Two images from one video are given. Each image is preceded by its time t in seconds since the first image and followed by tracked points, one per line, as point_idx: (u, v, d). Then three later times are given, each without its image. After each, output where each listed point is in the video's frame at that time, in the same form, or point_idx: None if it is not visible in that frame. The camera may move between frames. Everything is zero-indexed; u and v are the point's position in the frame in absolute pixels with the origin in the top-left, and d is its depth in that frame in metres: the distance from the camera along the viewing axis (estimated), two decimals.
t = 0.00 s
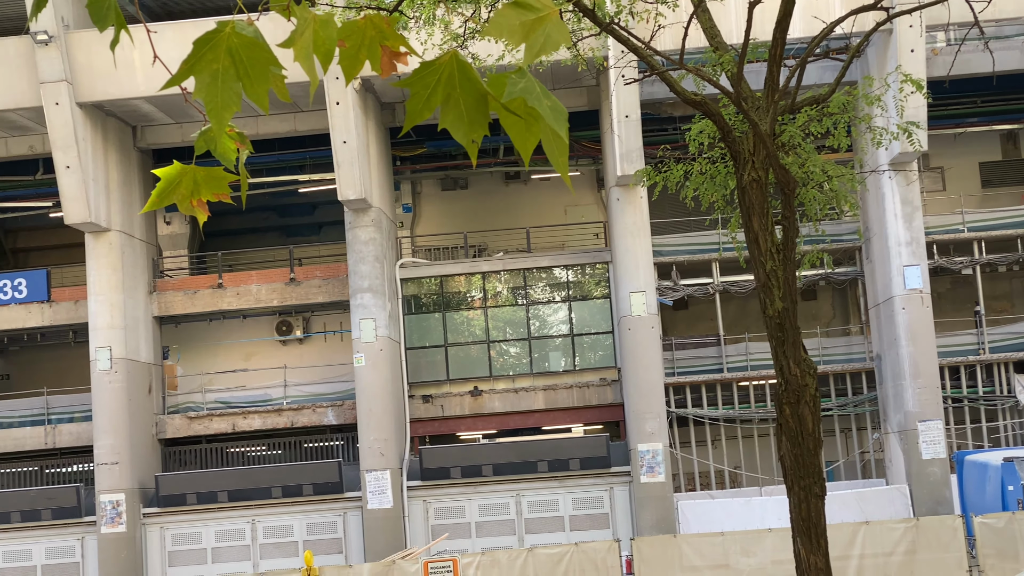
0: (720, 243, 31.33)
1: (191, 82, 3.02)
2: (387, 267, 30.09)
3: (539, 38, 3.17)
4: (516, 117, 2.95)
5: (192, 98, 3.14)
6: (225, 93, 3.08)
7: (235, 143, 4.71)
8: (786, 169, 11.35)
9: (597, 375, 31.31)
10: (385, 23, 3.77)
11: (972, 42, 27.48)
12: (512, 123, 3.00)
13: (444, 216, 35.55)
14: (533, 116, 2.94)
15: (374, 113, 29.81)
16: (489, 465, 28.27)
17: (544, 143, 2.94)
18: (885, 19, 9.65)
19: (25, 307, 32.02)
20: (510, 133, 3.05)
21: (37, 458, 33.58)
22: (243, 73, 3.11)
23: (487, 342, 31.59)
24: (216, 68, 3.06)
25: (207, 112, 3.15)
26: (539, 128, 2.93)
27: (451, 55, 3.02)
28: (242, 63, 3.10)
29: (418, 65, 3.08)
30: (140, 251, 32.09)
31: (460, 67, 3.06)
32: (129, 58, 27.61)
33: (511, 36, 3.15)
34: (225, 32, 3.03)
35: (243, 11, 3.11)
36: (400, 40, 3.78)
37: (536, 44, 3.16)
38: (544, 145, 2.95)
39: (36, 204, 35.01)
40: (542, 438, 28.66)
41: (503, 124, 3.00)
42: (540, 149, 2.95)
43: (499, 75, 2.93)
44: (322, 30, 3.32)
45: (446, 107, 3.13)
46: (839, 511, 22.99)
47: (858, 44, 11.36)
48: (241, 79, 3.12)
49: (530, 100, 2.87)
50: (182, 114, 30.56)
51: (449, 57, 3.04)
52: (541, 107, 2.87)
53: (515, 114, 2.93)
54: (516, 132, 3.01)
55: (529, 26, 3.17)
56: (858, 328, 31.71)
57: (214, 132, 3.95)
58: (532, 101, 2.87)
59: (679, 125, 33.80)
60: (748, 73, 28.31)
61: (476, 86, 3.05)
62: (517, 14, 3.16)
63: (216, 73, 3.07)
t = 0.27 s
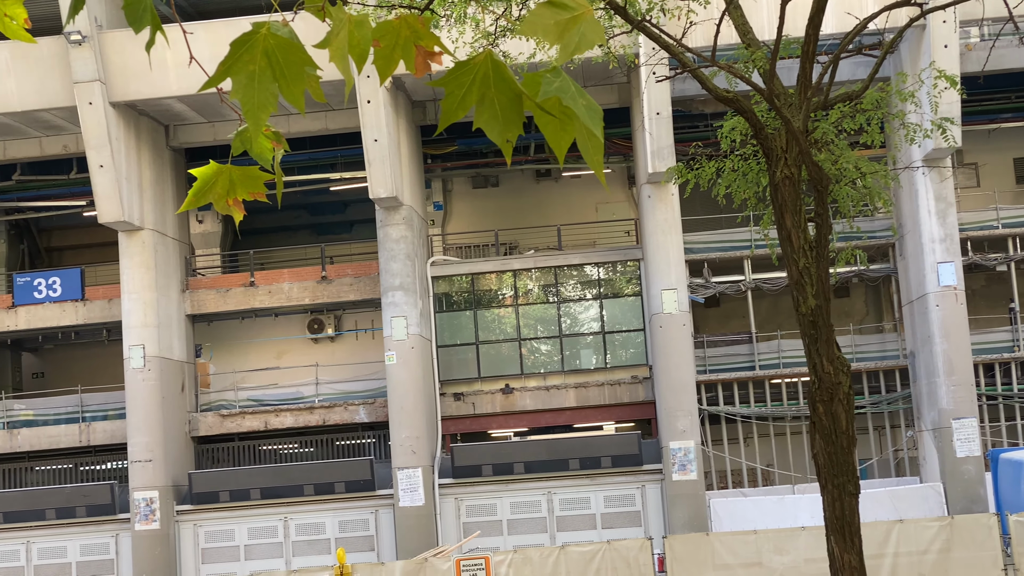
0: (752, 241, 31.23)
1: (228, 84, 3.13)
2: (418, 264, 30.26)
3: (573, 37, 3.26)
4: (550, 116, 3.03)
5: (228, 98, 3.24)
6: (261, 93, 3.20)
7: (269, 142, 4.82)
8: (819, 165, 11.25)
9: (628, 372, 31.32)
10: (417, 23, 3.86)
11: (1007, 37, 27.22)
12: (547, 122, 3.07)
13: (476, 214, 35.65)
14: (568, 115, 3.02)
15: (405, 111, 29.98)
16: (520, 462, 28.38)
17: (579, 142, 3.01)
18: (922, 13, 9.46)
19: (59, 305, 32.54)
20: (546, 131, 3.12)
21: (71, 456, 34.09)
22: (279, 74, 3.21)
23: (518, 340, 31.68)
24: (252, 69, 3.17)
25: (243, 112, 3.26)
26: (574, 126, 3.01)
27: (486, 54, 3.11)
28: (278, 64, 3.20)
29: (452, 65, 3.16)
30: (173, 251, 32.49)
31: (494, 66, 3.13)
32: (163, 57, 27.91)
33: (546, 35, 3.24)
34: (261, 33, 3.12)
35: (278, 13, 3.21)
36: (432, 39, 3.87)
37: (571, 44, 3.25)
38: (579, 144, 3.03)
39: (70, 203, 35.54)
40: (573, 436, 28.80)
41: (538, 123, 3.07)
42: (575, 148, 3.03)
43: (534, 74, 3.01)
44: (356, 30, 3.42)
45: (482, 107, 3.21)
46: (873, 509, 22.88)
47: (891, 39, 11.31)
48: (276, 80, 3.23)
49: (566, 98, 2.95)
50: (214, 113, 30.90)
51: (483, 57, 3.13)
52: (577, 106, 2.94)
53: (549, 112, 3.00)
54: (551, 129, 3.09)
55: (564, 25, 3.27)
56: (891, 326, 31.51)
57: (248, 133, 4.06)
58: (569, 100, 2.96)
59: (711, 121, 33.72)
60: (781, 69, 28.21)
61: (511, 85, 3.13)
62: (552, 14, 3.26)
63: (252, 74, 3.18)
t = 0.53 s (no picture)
0: (780, 238, 31.14)
1: (259, 85, 3.25)
2: (445, 263, 30.41)
3: (603, 38, 3.35)
4: (581, 115, 3.10)
5: (261, 100, 3.37)
6: (292, 95, 3.34)
7: (298, 144, 4.95)
8: (847, 163, 11.23)
9: (656, 370, 31.31)
10: (446, 24, 3.94)
11: None
12: (578, 122, 3.15)
13: (504, 212, 35.76)
14: (598, 114, 3.10)
15: (433, 109, 30.12)
16: (548, 460, 28.52)
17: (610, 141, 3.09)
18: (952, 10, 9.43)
19: (90, 304, 32.97)
20: (576, 131, 3.20)
21: (102, 453, 34.53)
22: (309, 74, 3.35)
23: (546, 338, 31.81)
24: (283, 71, 3.29)
25: (275, 113, 3.39)
26: (604, 125, 3.09)
27: (516, 55, 3.19)
28: (309, 65, 3.32)
29: (484, 64, 3.26)
30: (202, 250, 32.83)
31: (524, 65, 3.21)
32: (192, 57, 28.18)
33: (575, 34, 3.34)
34: (291, 35, 3.24)
35: (307, 15, 3.33)
36: (459, 39, 3.95)
37: (600, 44, 3.34)
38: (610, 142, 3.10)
39: (100, 202, 35.97)
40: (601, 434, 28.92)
41: (568, 122, 3.15)
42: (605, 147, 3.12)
43: (565, 75, 3.09)
44: (386, 31, 3.53)
45: (512, 109, 3.30)
46: (903, 508, 22.78)
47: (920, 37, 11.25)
48: (306, 81, 3.36)
49: (595, 98, 3.02)
50: (243, 112, 31.13)
51: (513, 57, 3.20)
52: (605, 104, 3.02)
53: (581, 109, 3.08)
54: (584, 129, 3.17)
55: (594, 25, 3.36)
56: (921, 323, 31.34)
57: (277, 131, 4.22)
58: (599, 99, 3.02)
59: (739, 118, 33.65)
60: (810, 66, 28.12)
61: (541, 85, 3.21)
62: (581, 13, 3.35)
63: (283, 75, 3.30)
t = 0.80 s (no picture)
0: (807, 234, 31.02)
1: (289, 80, 3.43)
2: (471, 260, 30.53)
3: (630, 31, 3.51)
4: (612, 110, 3.20)
5: (291, 97, 3.56)
6: (321, 91, 3.52)
7: (326, 141, 5.08)
8: (875, 158, 11.17)
9: (682, 368, 31.31)
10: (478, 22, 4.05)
11: None
12: (608, 117, 3.25)
13: (529, 209, 35.85)
14: (628, 109, 3.20)
15: (458, 107, 30.24)
16: (575, 458, 28.61)
17: (641, 137, 3.17)
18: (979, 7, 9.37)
19: (117, 302, 33.38)
20: (607, 126, 3.31)
21: (130, 451, 34.92)
22: (338, 71, 3.53)
23: (572, 336, 31.89)
24: (311, 67, 3.46)
25: (304, 109, 3.57)
26: (636, 120, 3.18)
27: (546, 50, 3.27)
28: (338, 61, 3.50)
29: (512, 59, 3.34)
30: (229, 248, 33.14)
31: (554, 60, 3.28)
32: (219, 55, 28.46)
33: (605, 28, 3.53)
34: (321, 31, 3.43)
35: (337, 12, 3.51)
36: (489, 35, 4.06)
37: (629, 37, 3.50)
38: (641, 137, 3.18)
39: (127, 201, 36.38)
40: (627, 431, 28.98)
41: (598, 118, 3.26)
42: (637, 142, 3.19)
43: (595, 70, 3.15)
44: (415, 26, 3.63)
45: (542, 103, 3.40)
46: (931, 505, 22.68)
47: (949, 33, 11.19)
48: (335, 77, 3.54)
49: (626, 92, 3.09)
50: (268, 111, 31.34)
51: (544, 52, 3.28)
52: (637, 99, 3.09)
53: (610, 104, 3.17)
54: (614, 124, 3.27)
55: (624, 19, 3.52)
56: (949, 320, 31.15)
57: (306, 128, 4.44)
58: (629, 94, 3.09)
59: (765, 115, 33.57)
60: (837, 62, 28.03)
61: (571, 80, 3.28)
62: (611, 8, 3.52)
63: (311, 72, 3.48)
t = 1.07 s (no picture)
0: (830, 232, 30.92)
1: (311, 80, 3.42)
2: (493, 258, 30.60)
3: (655, 32, 3.50)
4: (633, 109, 3.28)
5: (313, 96, 3.54)
6: (343, 90, 3.49)
7: (348, 140, 5.16)
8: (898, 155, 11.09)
9: (705, 366, 31.29)
10: (500, 21, 4.12)
11: None
12: (629, 115, 3.33)
13: (551, 207, 35.91)
14: (649, 108, 3.28)
15: (480, 105, 30.33)
16: (597, 456, 28.77)
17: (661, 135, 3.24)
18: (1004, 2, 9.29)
19: (140, 301, 33.70)
20: (628, 125, 3.37)
21: (153, 449, 35.24)
22: (360, 70, 3.50)
23: (594, 334, 31.92)
24: (333, 66, 3.45)
25: (326, 109, 3.54)
26: (656, 119, 3.25)
27: (567, 48, 3.34)
28: (360, 61, 3.48)
29: (534, 59, 3.41)
30: (251, 247, 33.39)
31: (576, 59, 3.36)
32: (241, 54, 28.68)
33: (627, 27, 3.51)
34: (342, 31, 3.41)
35: (357, 11, 3.49)
36: (512, 35, 4.14)
37: (652, 38, 3.49)
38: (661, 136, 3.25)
39: (150, 200, 36.71)
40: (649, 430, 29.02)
41: (620, 116, 3.33)
42: (658, 140, 3.26)
43: (615, 70, 3.22)
44: (436, 26, 3.68)
45: (563, 101, 3.47)
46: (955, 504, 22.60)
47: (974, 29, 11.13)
48: (357, 76, 3.51)
49: (647, 91, 3.14)
50: (291, 110, 31.54)
51: (565, 51, 3.35)
52: (659, 98, 3.15)
53: (631, 102, 3.25)
54: (635, 123, 3.34)
55: (645, 18, 3.52)
56: (974, 318, 30.99)
57: (328, 126, 4.47)
58: (650, 92, 3.14)
59: (788, 112, 33.49)
60: (860, 59, 27.98)
61: (592, 78, 3.36)
62: (633, 6, 3.51)
63: (333, 71, 3.46)
